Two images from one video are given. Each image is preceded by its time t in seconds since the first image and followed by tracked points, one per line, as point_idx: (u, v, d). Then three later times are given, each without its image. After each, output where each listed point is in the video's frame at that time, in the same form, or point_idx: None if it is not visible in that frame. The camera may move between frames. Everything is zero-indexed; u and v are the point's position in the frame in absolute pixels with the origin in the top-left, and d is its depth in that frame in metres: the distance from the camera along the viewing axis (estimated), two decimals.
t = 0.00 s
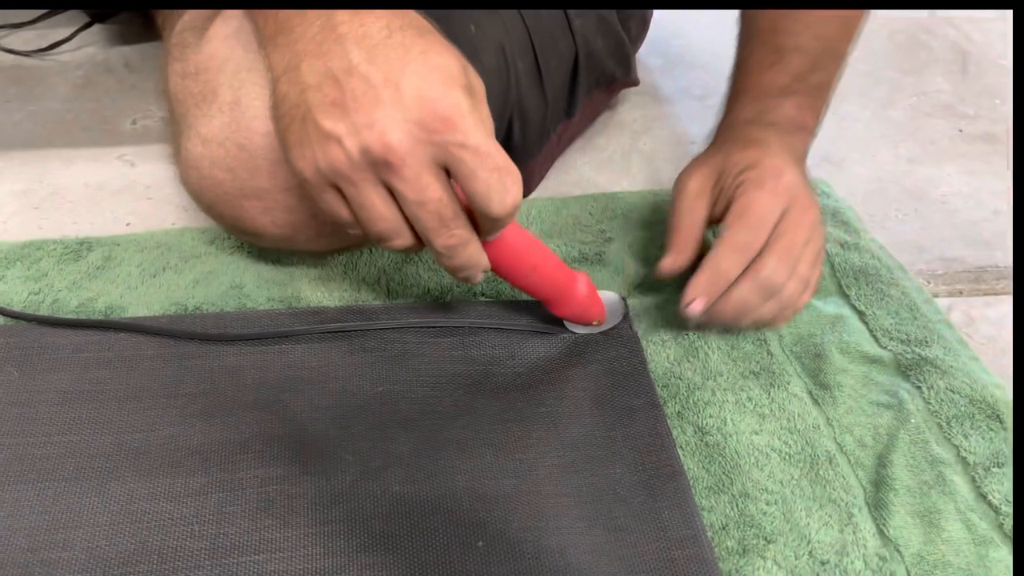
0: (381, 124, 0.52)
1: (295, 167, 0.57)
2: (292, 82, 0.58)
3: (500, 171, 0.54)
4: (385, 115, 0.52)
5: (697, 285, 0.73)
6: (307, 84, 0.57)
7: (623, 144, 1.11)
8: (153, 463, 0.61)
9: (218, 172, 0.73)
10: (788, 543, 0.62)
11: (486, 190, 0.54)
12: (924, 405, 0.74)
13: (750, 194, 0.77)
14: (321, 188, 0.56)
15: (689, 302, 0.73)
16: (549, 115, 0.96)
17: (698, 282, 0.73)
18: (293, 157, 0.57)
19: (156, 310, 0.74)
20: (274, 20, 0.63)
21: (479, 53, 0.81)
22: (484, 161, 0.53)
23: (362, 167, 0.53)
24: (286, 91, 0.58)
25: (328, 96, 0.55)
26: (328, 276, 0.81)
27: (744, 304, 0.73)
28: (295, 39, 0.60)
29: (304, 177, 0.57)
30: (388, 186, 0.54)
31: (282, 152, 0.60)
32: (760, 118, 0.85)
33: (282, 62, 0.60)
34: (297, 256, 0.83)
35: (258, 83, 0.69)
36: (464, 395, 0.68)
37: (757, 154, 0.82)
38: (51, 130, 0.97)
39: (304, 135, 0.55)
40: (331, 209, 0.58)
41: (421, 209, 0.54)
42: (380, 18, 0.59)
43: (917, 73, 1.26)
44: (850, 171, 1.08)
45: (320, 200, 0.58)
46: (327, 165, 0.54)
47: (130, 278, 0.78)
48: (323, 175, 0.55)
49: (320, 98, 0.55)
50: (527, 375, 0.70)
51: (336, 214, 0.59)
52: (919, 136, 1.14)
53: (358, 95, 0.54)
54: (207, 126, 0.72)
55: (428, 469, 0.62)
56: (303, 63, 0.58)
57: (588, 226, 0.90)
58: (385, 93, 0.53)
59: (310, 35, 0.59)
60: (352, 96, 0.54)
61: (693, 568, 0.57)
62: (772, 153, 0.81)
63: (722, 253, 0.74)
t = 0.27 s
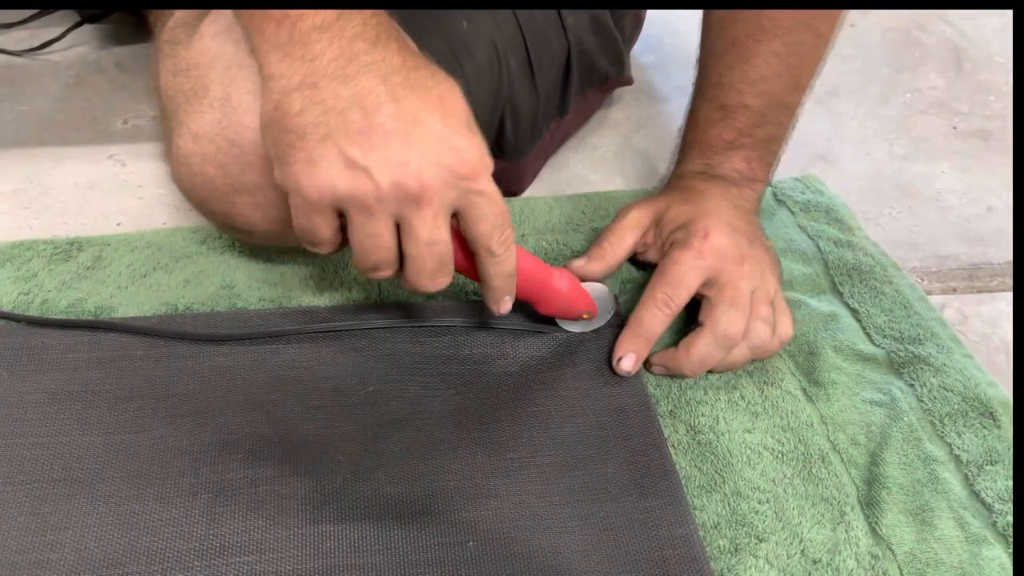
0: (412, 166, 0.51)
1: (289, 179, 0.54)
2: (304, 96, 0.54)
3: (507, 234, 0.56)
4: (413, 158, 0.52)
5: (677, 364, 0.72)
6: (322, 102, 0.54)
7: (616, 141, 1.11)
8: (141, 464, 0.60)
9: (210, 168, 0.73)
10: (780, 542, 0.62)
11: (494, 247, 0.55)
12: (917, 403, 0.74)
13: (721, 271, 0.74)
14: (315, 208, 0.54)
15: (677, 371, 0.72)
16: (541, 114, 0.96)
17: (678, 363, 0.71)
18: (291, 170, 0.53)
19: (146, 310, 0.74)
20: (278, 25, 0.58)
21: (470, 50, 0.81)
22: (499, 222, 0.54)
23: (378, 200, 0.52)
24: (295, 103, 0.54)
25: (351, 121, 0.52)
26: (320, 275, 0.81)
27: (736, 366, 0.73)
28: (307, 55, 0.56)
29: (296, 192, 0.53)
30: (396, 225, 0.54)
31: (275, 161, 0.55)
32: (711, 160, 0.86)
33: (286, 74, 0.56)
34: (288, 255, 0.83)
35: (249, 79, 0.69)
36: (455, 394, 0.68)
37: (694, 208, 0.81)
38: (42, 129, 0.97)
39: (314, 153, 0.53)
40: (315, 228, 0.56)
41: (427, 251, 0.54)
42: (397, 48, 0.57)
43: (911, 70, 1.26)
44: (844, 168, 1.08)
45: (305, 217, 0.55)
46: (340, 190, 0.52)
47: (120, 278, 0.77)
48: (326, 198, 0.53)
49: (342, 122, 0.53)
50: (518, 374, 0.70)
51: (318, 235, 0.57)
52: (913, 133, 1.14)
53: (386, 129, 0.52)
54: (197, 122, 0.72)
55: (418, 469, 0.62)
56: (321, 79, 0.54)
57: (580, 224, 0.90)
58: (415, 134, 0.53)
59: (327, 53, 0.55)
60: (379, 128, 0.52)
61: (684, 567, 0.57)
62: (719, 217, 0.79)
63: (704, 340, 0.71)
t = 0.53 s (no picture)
0: (404, 176, 0.51)
1: (283, 191, 0.54)
2: (293, 111, 0.53)
3: (505, 235, 0.55)
4: (406, 168, 0.51)
5: (680, 354, 0.71)
6: (312, 118, 0.52)
7: (615, 137, 1.10)
8: (136, 465, 0.60)
9: (203, 164, 0.72)
10: (783, 541, 0.61)
11: (494, 248, 0.54)
12: (921, 400, 0.73)
13: (723, 257, 0.73)
14: (311, 220, 0.54)
15: (681, 362, 0.71)
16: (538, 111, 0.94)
17: (682, 354, 0.70)
18: (285, 184, 0.53)
19: (141, 309, 0.73)
20: (264, 38, 0.54)
21: (465, 43, 0.82)
22: (496, 225, 0.54)
23: (372, 212, 0.52)
24: (283, 119, 0.53)
25: (342, 135, 0.52)
26: (316, 274, 0.80)
27: (740, 355, 0.72)
28: (295, 69, 0.53)
29: (292, 205, 0.53)
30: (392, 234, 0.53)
31: (266, 176, 0.55)
32: (709, 156, 0.85)
33: (274, 88, 0.54)
34: (284, 254, 0.82)
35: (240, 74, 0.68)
36: (454, 393, 0.67)
37: (693, 200, 0.80)
38: (35, 128, 0.96)
39: (307, 168, 0.52)
40: (312, 237, 0.56)
41: (423, 259, 0.54)
42: (387, 57, 0.55)
43: (912, 64, 1.25)
44: (845, 163, 1.07)
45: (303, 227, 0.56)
46: (333, 203, 0.52)
47: (114, 277, 0.76)
48: (321, 211, 0.53)
49: (333, 136, 0.52)
50: (517, 373, 0.69)
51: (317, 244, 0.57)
52: (914, 128, 1.13)
53: (378, 141, 0.51)
54: (190, 115, 0.71)
55: (416, 469, 0.61)
56: (309, 94, 0.53)
57: (580, 221, 0.89)
58: (407, 145, 0.51)
59: (314, 67, 0.53)
60: (371, 140, 0.51)
61: (687, 567, 0.57)
62: (719, 206, 0.78)
63: (706, 328, 0.70)
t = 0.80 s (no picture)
0: (386, 185, 0.50)
1: (268, 204, 0.54)
2: (273, 122, 0.53)
3: (492, 237, 0.54)
4: (387, 177, 0.50)
5: (683, 354, 0.70)
6: (292, 127, 0.52)
7: (616, 134, 1.10)
8: (137, 467, 0.59)
9: (201, 150, 0.71)
10: (788, 538, 0.61)
11: (485, 252, 0.54)
12: (925, 395, 0.73)
13: (727, 257, 0.73)
14: (297, 230, 0.54)
15: (684, 362, 0.71)
16: (539, 102, 0.93)
17: (685, 354, 0.70)
18: (270, 196, 0.53)
19: (142, 310, 0.73)
20: (242, 48, 0.55)
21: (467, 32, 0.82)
22: (485, 229, 0.53)
23: (356, 222, 0.51)
24: (262, 130, 0.53)
25: (322, 145, 0.51)
26: (316, 273, 0.79)
27: (745, 355, 0.72)
28: (273, 79, 0.53)
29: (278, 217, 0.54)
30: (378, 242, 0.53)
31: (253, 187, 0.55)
32: (711, 153, 0.85)
33: (253, 97, 0.54)
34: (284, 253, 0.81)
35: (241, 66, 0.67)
36: (456, 393, 0.67)
37: (694, 198, 0.79)
38: (34, 128, 0.95)
39: (289, 179, 0.52)
40: (301, 246, 0.56)
41: (410, 265, 0.53)
42: (369, 60, 0.55)
43: (913, 58, 1.24)
44: (847, 158, 1.07)
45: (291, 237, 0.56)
46: (316, 215, 0.52)
47: (114, 277, 0.76)
48: (306, 222, 0.53)
49: (314, 145, 0.51)
50: (520, 372, 0.69)
51: (306, 252, 0.57)
52: (916, 122, 1.12)
53: (358, 149, 0.51)
54: (190, 104, 0.70)
55: (419, 468, 0.61)
56: (288, 103, 0.53)
57: (581, 219, 0.89)
58: (389, 152, 0.51)
59: (293, 75, 0.53)
60: (351, 148, 0.51)
61: (692, 565, 0.56)
62: (722, 205, 0.78)
63: (708, 328, 0.70)
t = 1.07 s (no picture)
0: (391, 195, 0.49)
1: (270, 214, 0.53)
2: (273, 130, 0.52)
3: (494, 241, 0.54)
4: (392, 187, 0.50)
5: (682, 352, 0.70)
6: (294, 136, 0.51)
7: (613, 130, 1.09)
8: (134, 469, 0.59)
9: (197, 141, 0.71)
10: (787, 536, 0.60)
11: (485, 255, 0.54)
12: (924, 391, 0.72)
13: (726, 254, 0.72)
14: (300, 240, 0.54)
15: (682, 360, 0.71)
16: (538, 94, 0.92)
17: (683, 352, 0.70)
18: (272, 205, 0.52)
19: (138, 311, 0.73)
20: (242, 54, 0.54)
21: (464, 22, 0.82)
22: (488, 234, 0.53)
23: (361, 231, 0.51)
24: (263, 139, 0.52)
25: (325, 154, 0.50)
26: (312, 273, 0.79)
27: (744, 352, 0.72)
28: (273, 86, 0.52)
29: (280, 226, 0.53)
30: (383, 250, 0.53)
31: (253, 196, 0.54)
32: (709, 149, 0.85)
33: (252, 105, 0.52)
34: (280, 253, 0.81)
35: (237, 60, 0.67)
36: (454, 392, 0.67)
37: (693, 196, 0.79)
38: (29, 128, 0.95)
39: (292, 189, 0.51)
40: (303, 255, 0.56)
41: (416, 272, 0.53)
42: (370, 66, 0.54)
43: (912, 51, 1.24)
44: (845, 152, 1.06)
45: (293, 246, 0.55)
46: (321, 226, 0.51)
47: (110, 278, 0.76)
48: (310, 232, 0.52)
49: (317, 155, 0.51)
50: (518, 370, 0.69)
51: (309, 260, 0.57)
52: (914, 116, 1.12)
53: (362, 159, 0.50)
54: (186, 93, 0.70)
55: (417, 468, 0.61)
56: (289, 112, 0.51)
57: (578, 216, 0.89)
58: (393, 161, 0.50)
59: (294, 83, 0.52)
60: (355, 157, 0.50)
61: (691, 564, 0.56)
62: (720, 201, 0.77)
63: (707, 326, 0.69)
